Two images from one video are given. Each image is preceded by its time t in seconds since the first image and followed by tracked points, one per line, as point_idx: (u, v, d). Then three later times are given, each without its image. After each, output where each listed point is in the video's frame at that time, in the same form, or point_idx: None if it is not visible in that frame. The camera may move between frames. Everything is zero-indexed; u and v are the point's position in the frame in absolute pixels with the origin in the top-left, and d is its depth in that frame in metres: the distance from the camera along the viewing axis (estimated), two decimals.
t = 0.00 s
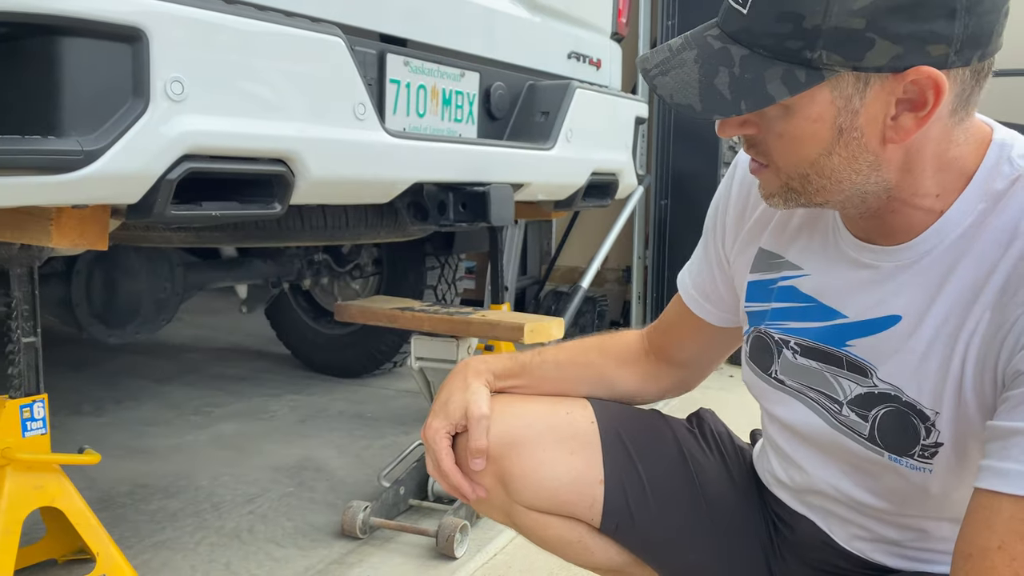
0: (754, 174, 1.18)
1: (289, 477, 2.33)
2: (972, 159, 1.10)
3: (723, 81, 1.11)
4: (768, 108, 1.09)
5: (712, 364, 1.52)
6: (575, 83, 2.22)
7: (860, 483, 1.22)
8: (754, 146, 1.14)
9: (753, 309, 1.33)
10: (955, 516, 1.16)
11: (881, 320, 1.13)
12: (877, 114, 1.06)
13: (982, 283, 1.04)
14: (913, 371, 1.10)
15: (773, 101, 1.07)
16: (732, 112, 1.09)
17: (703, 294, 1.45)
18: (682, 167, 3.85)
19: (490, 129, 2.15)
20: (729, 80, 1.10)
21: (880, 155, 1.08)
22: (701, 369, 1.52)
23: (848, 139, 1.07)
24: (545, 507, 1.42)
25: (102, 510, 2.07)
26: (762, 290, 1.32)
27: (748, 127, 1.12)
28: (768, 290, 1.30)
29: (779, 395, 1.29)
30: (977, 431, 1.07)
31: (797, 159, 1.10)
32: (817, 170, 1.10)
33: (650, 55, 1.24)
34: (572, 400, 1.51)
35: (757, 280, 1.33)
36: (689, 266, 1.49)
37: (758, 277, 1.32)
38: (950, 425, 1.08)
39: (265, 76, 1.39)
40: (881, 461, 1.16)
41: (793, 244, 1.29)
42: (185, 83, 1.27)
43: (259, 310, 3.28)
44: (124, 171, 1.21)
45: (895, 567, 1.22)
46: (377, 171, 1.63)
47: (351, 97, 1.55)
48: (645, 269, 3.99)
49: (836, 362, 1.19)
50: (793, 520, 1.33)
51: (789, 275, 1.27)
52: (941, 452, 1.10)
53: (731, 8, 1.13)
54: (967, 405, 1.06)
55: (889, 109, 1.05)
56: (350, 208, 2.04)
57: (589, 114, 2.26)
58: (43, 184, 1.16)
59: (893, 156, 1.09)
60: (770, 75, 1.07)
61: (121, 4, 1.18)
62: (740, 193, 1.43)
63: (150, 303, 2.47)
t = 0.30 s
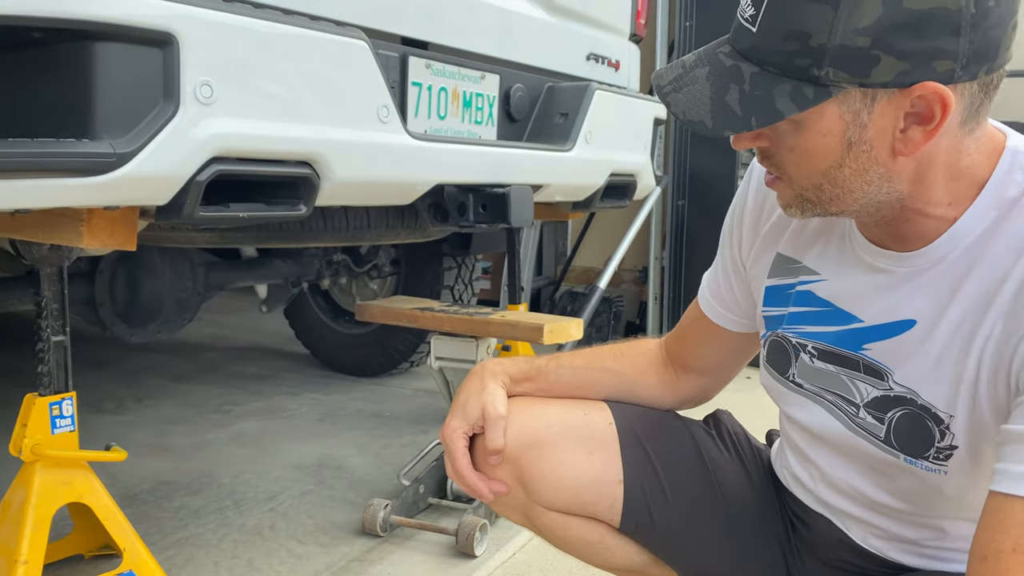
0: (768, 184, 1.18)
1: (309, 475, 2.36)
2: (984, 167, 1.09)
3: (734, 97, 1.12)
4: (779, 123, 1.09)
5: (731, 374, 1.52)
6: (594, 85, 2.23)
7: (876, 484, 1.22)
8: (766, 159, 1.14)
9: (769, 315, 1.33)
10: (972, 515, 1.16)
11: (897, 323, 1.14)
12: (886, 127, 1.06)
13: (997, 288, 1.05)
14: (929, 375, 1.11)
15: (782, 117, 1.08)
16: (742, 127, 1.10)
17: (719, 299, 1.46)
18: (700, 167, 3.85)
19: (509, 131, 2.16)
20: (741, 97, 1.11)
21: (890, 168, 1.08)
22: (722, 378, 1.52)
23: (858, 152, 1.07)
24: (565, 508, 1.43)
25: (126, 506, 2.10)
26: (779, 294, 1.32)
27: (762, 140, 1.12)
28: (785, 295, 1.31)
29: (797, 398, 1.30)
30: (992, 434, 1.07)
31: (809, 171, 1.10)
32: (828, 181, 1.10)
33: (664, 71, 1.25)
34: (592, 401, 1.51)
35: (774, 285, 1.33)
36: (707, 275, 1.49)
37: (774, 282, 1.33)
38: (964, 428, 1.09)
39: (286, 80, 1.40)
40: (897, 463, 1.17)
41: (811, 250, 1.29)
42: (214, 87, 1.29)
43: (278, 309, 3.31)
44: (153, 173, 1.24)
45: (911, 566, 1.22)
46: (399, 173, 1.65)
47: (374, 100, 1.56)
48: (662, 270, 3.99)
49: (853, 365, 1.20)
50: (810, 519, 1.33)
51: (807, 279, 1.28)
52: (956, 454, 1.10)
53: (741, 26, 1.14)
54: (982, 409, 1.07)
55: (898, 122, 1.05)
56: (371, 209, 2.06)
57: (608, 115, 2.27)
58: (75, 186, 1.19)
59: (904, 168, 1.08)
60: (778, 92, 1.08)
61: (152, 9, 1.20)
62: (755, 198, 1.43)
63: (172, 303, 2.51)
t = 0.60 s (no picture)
0: (787, 176, 1.18)
1: (330, 471, 2.37)
2: (1008, 167, 1.08)
3: (759, 81, 1.11)
4: (801, 111, 1.09)
5: (754, 374, 1.52)
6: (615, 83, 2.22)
7: (897, 482, 1.22)
8: (786, 148, 1.14)
9: (793, 313, 1.33)
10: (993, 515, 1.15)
11: (919, 322, 1.13)
12: (908, 119, 1.05)
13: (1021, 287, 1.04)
14: (950, 374, 1.10)
15: (806, 103, 1.07)
16: (764, 110, 1.10)
17: (742, 297, 1.45)
18: (720, 166, 3.83)
19: (531, 129, 2.16)
20: (766, 81, 1.11)
21: (911, 163, 1.08)
22: (744, 378, 1.51)
23: (879, 145, 1.07)
24: (585, 503, 1.44)
25: (150, 501, 2.12)
26: (803, 292, 1.32)
27: (783, 129, 1.12)
28: (809, 292, 1.30)
29: (818, 396, 1.29)
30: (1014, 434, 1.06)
31: (829, 162, 1.10)
32: (848, 173, 1.09)
33: (688, 52, 1.25)
34: (613, 398, 1.52)
35: (798, 282, 1.33)
36: (728, 278, 1.49)
37: (798, 280, 1.33)
38: (985, 427, 1.08)
39: (311, 78, 1.41)
40: (917, 462, 1.16)
41: (835, 247, 1.29)
42: (240, 85, 1.30)
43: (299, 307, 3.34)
44: (180, 172, 1.25)
45: (930, 565, 1.22)
46: (421, 171, 1.66)
47: (397, 99, 1.57)
48: (682, 269, 3.98)
49: (874, 363, 1.19)
50: (831, 518, 1.32)
51: (830, 278, 1.27)
52: (977, 453, 1.09)
53: (770, 11, 1.14)
54: (1002, 409, 1.06)
55: (921, 116, 1.05)
56: (393, 207, 2.08)
57: (629, 114, 2.27)
58: (105, 184, 1.21)
59: (925, 164, 1.08)
60: (805, 78, 1.08)
61: (181, 8, 1.22)
62: (780, 195, 1.43)
63: (195, 300, 2.53)
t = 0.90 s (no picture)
0: (810, 172, 1.18)
1: (351, 468, 2.39)
2: None
3: (784, 77, 1.11)
4: (825, 106, 1.09)
5: (775, 374, 1.51)
6: (637, 81, 2.21)
7: (920, 481, 1.21)
8: (810, 143, 1.14)
9: (818, 311, 1.33)
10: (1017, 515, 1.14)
11: (944, 321, 1.12)
12: (933, 115, 1.04)
13: None
14: (973, 373, 1.10)
15: (829, 99, 1.07)
16: (789, 107, 1.10)
17: (768, 296, 1.45)
18: (742, 164, 3.82)
19: (551, 128, 2.17)
20: (791, 76, 1.11)
21: (934, 160, 1.07)
22: (765, 378, 1.51)
23: (903, 141, 1.06)
24: (607, 500, 1.44)
25: (174, 496, 2.15)
26: (828, 291, 1.31)
27: (806, 125, 1.12)
28: (835, 291, 1.30)
29: (841, 395, 1.29)
30: None
31: (851, 158, 1.10)
32: (870, 169, 1.09)
33: (714, 50, 1.25)
34: (636, 397, 1.52)
35: (824, 281, 1.32)
36: (756, 275, 1.49)
37: (823, 279, 1.33)
38: (1010, 427, 1.07)
39: (335, 78, 1.42)
40: (940, 460, 1.15)
41: (861, 245, 1.28)
42: (265, 86, 1.32)
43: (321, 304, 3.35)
44: (206, 171, 1.27)
45: (952, 565, 1.21)
46: (443, 170, 1.67)
47: (419, 99, 1.58)
48: (702, 267, 3.97)
49: (899, 362, 1.19)
50: (853, 517, 1.32)
51: (855, 276, 1.27)
52: (1000, 452, 1.09)
53: (796, 7, 1.14)
54: None
55: (946, 112, 1.04)
56: (414, 205, 2.09)
57: (650, 112, 2.26)
58: (132, 184, 1.23)
59: (949, 161, 1.07)
60: (829, 74, 1.08)
61: (207, 10, 1.23)
62: (805, 195, 1.43)
63: (218, 297, 2.57)
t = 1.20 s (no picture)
0: (836, 168, 1.17)
1: (372, 465, 2.41)
2: None
3: (816, 74, 1.11)
4: (856, 103, 1.08)
5: (803, 377, 1.51)
6: (658, 80, 2.21)
7: (943, 481, 1.20)
8: (838, 141, 1.13)
9: (841, 310, 1.32)
10: None
11: (969, 321, 1.12)
12: (964, 115, 1.04)
13: None
14: (999, 372, 1.09)
15: (860, 97, 1.07)
16: (820, 104, 1.09)
17: (792, 295, 1.45)
18: (763, 162, 3.80)
19: (572, 127, 2.17)
20: (823, 74, 1.10)
21: (964, 158, 1.06)
22: (793, 382, 1.51)
23: (933, 140, 1.06)
24: (627, 501, 1.44)
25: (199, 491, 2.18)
26: (853, 289, 1.31)
27: (837, 122, 1.11)
28: (860, 291, 1.29)
29: (865, 394, 1.28)
30: None
31: (878, 156, 1.09)
32: (899, 167, 1.08)
33: (746, 46, 1.24)
34: (657, 397, 1.53)
35: (849, 280, 1.32)
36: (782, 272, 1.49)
37: (848, 277, 1.32)
38: None
39: (358, 79, 1.43)
40: (963, 459, 1.14)
41: (886, 245, 1.28)
42: (290, 88, 1.33)
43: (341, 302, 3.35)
44: (233, 172, 1.28)
45: (974, 565, 1.20)
46: (465, 170, 1.68)
47: (441, 100, 1.59)
48: (723, 266, 3.95)
49: (924, 361, 1.18)
50: (874, 518, 1.31)
51: (881, 275, 1.26)
52: None
53: (830, 4, 1.12)
54: None
55: (977, 111, 1.03)
56: (436, 205, 2.10)
57: (671, 111, 2.26)
58: (161, 184, 1.25)
59: (978, 159, 1.06)
60: (860, 72, 1.07)
61: (233, 13, 1.25)
62: (832, 196, 1.43)
63: (242, 295, 2.59)
